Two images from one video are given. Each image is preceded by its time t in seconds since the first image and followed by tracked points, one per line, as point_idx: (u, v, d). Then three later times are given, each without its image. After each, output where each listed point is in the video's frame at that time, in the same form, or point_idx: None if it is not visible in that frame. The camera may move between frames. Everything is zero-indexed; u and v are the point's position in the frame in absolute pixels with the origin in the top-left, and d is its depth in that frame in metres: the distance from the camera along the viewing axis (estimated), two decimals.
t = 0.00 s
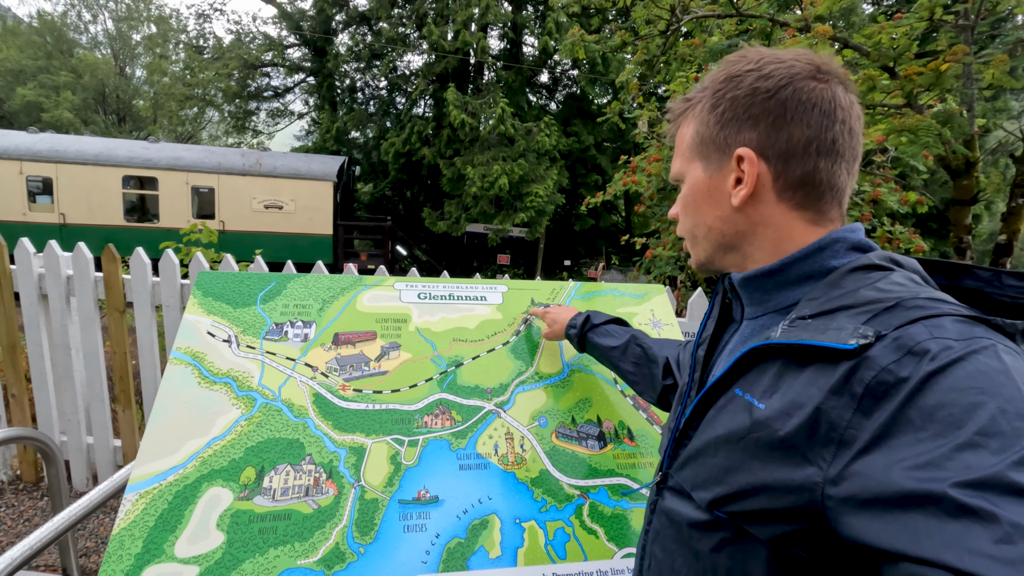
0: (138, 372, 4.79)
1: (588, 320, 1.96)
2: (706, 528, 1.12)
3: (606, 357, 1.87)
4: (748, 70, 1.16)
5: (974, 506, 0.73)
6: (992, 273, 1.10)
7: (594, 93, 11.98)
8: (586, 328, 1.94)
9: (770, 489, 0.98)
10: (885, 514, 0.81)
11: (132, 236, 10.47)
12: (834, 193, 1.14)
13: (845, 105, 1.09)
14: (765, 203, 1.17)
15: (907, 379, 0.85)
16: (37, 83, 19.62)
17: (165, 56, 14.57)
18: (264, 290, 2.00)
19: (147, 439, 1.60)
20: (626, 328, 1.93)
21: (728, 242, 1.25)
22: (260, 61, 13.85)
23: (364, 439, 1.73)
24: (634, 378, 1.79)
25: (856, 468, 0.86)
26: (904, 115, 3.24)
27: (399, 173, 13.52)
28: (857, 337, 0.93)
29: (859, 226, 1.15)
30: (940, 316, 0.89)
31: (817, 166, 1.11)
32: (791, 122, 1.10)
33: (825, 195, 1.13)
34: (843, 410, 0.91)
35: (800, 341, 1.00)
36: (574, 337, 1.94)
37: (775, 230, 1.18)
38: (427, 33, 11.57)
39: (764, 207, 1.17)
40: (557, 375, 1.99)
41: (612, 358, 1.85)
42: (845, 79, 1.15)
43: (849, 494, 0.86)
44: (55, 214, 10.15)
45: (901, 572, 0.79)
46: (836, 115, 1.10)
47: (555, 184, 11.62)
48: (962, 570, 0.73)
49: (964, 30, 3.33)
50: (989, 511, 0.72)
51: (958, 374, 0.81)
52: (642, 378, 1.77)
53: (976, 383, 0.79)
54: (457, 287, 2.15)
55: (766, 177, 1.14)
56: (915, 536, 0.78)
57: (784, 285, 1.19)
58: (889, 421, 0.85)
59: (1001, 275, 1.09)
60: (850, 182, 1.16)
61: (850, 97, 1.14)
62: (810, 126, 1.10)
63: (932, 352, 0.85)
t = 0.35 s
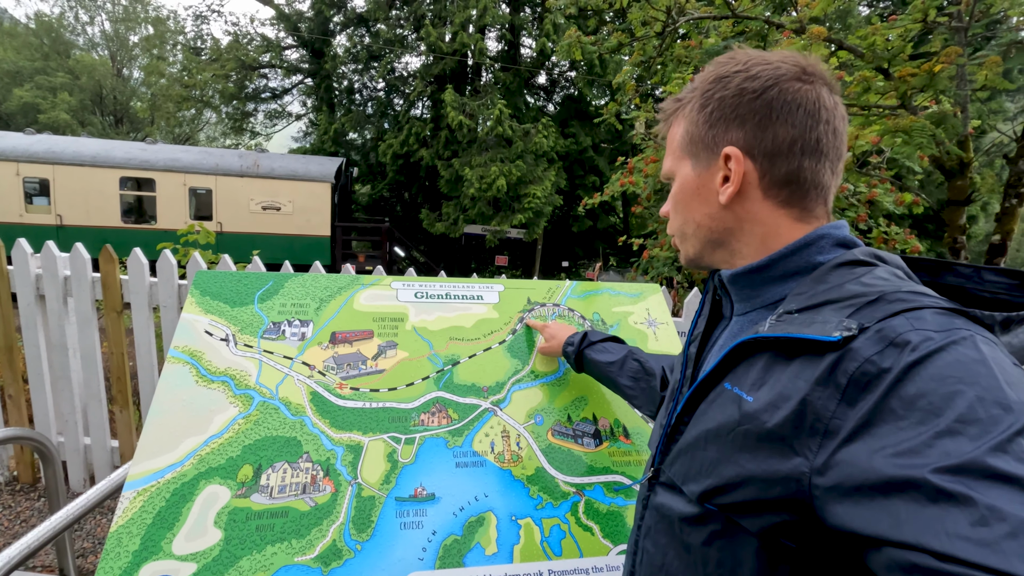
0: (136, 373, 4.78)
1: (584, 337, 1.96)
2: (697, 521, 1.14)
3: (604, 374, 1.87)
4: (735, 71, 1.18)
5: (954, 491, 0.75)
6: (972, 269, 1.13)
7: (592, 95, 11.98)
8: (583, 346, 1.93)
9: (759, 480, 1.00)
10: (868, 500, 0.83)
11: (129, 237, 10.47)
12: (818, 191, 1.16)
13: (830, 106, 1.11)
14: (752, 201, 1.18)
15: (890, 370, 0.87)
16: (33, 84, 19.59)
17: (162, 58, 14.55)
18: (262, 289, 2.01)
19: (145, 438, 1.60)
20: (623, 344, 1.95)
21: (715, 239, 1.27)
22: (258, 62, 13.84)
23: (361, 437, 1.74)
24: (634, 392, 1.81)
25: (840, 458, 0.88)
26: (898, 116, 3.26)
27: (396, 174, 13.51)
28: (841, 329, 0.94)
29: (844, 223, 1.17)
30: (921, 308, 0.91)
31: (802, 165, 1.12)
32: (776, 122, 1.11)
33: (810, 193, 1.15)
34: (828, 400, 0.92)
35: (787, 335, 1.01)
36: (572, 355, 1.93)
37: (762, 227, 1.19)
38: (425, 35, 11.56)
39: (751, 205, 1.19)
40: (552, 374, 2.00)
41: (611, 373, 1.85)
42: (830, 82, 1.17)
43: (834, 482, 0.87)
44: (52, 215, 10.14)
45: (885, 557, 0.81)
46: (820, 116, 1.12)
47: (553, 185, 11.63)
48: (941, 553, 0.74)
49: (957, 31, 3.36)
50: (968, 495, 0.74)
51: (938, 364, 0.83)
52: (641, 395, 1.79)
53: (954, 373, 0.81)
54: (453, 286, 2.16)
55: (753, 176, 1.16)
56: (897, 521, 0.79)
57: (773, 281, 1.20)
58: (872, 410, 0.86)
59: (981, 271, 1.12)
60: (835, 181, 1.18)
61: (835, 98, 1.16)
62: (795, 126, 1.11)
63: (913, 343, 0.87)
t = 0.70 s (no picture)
0: (135, 375, 4.78)
1: (586, 334, 1.97)
2: (709, 524, 1.14)
3: (603, 370, 1.87)
4: (749, 69, 1.18)
5: (971, 495, 0.75)
6: (989, 271, 1.13)
7: (590, 96, 11.99)
8: (584, 342, 1.94)
9: (771, 482, 1.00)
10: (884, 505, 0.83)
11: (127, 239, 10.45)
12: (829, 192, 1.14)
13: (841, 106, 1.10)
14: (758, 200, 1.19)
15: (904, 371, 0.87)
16: (31, 86, 19.58)
17: (160, 59, 14.56)
18: (264, 289, 2.01)
19: (148, 438, 1.60)
20: (623, 342, 1.95)
21: (724, 237, 1.29)
22: (256, 64, 13.84)
23: (364, 437, 1.74)
24: (632, 391, 1.80)
25: (854, 460, 0.88)
26: (897, 116, 3.28)
27: (395, 176, 13.52)
28: (854, 330, 0.95)
29: (856, 224, 1.17)
30: (935, 310, 0.91)
31: (809, 166, 1.12)
32: (783, 122, 1.12)
33: (819, 194, 1.14)
34: (842, 403, 0.93)
35: (799, 336, 1.02)
36: (572, 351, 1.94)
37: (769, 227, 1.20)
38: (423, 37, 11.57)
39: (757, 204, 1.20)
40: (555, 374, 2.01)
41: (610, 371, 1.85)
42: (848, 80, 1.15)
43: (849, 486, 0.87)
44: (50, 217, 10.13)
45: (900, 561, 0.81)
46: (832, 116, 1.11)
47: (552, 186, 11.64)
48: (957, 557, 0.75)
49: (955, 33, 3.39)
50: (985, 499, 0.75)
51: (954, 366, 0.83)
52: (637, 391, 1.78)
53: (970, 374, 0.82)
54: (456, 286, 2.17)
55: (759, 176, 1.17)
56: (913, 525, 0.80)
57: (782, 282, 1.21)
58: (887, 413, 0.87)
59: (997, 273, 1.12)
60: (849, 182, 1.16)
61: (852, 97, 1.14)
62: (803, 126, 1.11)
63: (928, 344, 0.87)
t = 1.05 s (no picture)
0: (134, 376, 4.78)
1: (594, 335, 1.99)
2: (713, 526, 1.15)
3: (610, 372, 1.89)
4: (760, 71, 1.20)
5: (974, 496, 0.77)
6: (991, 273, 1.16)
7: (588, 97, 12.02)
8: (592, 343, 1.96)
9: (777, 484, 1.02)
10: (889, 506, 0.85)
11: (125, 240, 10.44)
12: (835, 196, 1.16)
13: (850, 110, 1.12)
14: (765, 202, 1.21)
15: (908, 373, 0.89)
16: (29, 86, 19.54)
17: (158, 60, 14.56)
18: (265, 290, 2.03)
19: (150, 438, 1.62)
20: (630, 343, 1.97)
21: (727, 238, 1.31)
22: (255, 64, 13.85)
23: (366, 437, 1.75)
24: (639, 392, 1.82)
25: (860, 462, 0.90)
26: (894, 118, 3.31)
27: (394, 176, 13.53)
28: (858, 332, 0.97)
29: (860, 227, 1.18)
30: (939, 312, 0.93)
31: (816, 168, 1.14)
32: (793, 124, 1.13)
33: (826, 197, 1.16)
34: (847, 404, 0.95)
35: (803, 338, 1.04)
36: (580, 352, 1.96)
37: (774, 228, 1.22)
38: (422, 37, 11.60)
39: (764, 205, 1.22)
40: (554, 374, 2.02)
41: (617, 373, 1.87)
42: (858, 86, 1.17)
43: (855, 488, 0.89)
44: (48, 217, 10.12)
45: (906, 562, 0.83)
46: (842, 120, 1.13)
47: (550, 187, 11.66)
48: (961, 557, 0.76)
49: (951, 35, 3.43)
50: (988, 499, 0.76)
51: (957, 368, 0.85)
52: (645, 392, 1.81)
53: (974, 376, 0.83)
54: (455, 287, 2.18)
55: (767, 177, 1.19)
56: (918, 526, 0.81)
57: (785, 284, 1.23)
58: (892, 414, 0.89)
59: (1000, 275, 1.14)
60: (855, 186, 1.18)
61: (861, 102, 1.16)
62: (813, 129, 1.13)
63: (932, 346, 0.89)
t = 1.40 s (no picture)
0: (134, 378, 4.79)
1: (593, 340, 1.99)
2: (710, 537, 1.16)
3: (609, 377, 1.90)
4: (764, 82, 1.20)
5: (966, 503, 0.78)
6: (984, 283, 1.16)
7: (588, 98, 12.03)
8: (591, 348, 1.96)
9: (776, 494, 1.03)
10: (883, 515, 0.86)
11: (125, 241, 10.45)
12: (837, 208, 1.18)
13: (854, 125, 1.13)
14: (770, 213, 1.21)
15: (903, 381, 0.90)
16: (30, 87, 19.56)
17: (159, 60, 14.58)
18: (264, 295, 2.03)
19: (150, 443, 1.63)
20: (629, 349, 1.98)
21: (728, 249, 1.31)
22: (255, 65, 13.86)
23: (364, 442, 1.76)
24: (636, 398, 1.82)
25: (856, 472, 0.91)
26: (892, 122, 3.33)
27: (394, 178, 13.54)
28: (853, 341, 0.98)
29: (857, 238, 1.20)
30: (933, 322, 0.94)
31: (821, 181, 1.15)
32: (800, 137, 1.14)
33: (829, 209, 1.17)
34: (843, 414, 0.96)
35: (800, 347, 1.05)
36: (579, 357, 1.97)
37: (777, 240, 1.22)
38: (422, 39, 11.62)
39: (768, 217, 1.22)
40: (551, 379, 2.03)
41: (616, 378, 1.88)
42: (857, 99, 1.19)
43: (852, 498, 0.90)
44: (48, 218, 10.13)
45: (901, 570, 0.84)
46: (846, 134, 1.14)
47: (550, 188, 11.67)
48: (953, 565, 0.77)
49: (949, 39, 3.45)
50: (980, 507, 0.77)
51: (950, 377, 0.86)
52: (642, 398, 1.82)
53: (967, 385, 0.84)
54: (453, 292, 2.19)
55: (772, 189, 1.19)
56: (912, 533, 0.82)
57: (782, 295, 1.24)
58: (886, 423, 0.89)
59: (993, 284, 1.15)
60: (855, 199, 1.20)
61: (861, 117, 1.18)
62: (819, 142, 1.14)
63: (926, 355, 0.90)
